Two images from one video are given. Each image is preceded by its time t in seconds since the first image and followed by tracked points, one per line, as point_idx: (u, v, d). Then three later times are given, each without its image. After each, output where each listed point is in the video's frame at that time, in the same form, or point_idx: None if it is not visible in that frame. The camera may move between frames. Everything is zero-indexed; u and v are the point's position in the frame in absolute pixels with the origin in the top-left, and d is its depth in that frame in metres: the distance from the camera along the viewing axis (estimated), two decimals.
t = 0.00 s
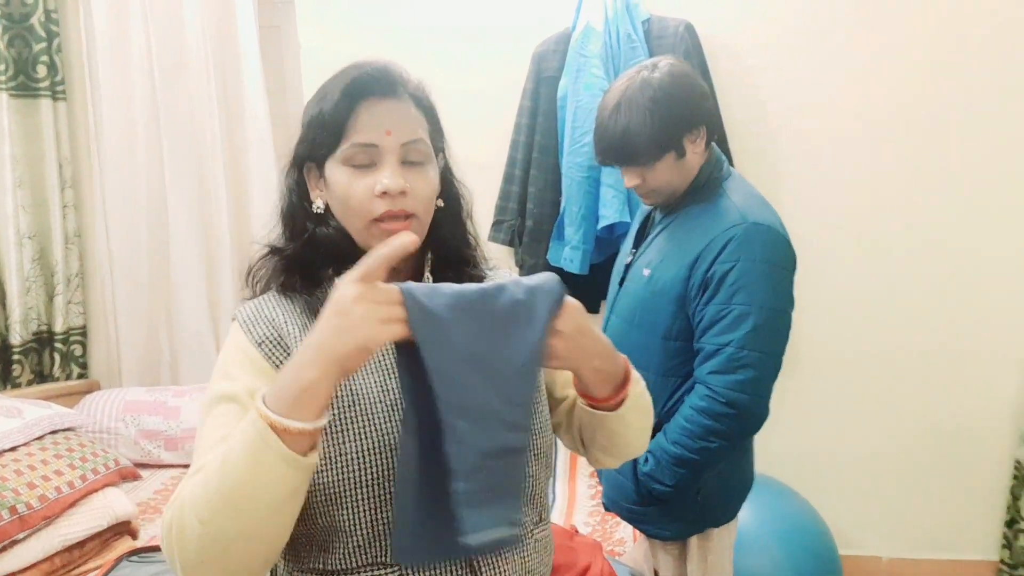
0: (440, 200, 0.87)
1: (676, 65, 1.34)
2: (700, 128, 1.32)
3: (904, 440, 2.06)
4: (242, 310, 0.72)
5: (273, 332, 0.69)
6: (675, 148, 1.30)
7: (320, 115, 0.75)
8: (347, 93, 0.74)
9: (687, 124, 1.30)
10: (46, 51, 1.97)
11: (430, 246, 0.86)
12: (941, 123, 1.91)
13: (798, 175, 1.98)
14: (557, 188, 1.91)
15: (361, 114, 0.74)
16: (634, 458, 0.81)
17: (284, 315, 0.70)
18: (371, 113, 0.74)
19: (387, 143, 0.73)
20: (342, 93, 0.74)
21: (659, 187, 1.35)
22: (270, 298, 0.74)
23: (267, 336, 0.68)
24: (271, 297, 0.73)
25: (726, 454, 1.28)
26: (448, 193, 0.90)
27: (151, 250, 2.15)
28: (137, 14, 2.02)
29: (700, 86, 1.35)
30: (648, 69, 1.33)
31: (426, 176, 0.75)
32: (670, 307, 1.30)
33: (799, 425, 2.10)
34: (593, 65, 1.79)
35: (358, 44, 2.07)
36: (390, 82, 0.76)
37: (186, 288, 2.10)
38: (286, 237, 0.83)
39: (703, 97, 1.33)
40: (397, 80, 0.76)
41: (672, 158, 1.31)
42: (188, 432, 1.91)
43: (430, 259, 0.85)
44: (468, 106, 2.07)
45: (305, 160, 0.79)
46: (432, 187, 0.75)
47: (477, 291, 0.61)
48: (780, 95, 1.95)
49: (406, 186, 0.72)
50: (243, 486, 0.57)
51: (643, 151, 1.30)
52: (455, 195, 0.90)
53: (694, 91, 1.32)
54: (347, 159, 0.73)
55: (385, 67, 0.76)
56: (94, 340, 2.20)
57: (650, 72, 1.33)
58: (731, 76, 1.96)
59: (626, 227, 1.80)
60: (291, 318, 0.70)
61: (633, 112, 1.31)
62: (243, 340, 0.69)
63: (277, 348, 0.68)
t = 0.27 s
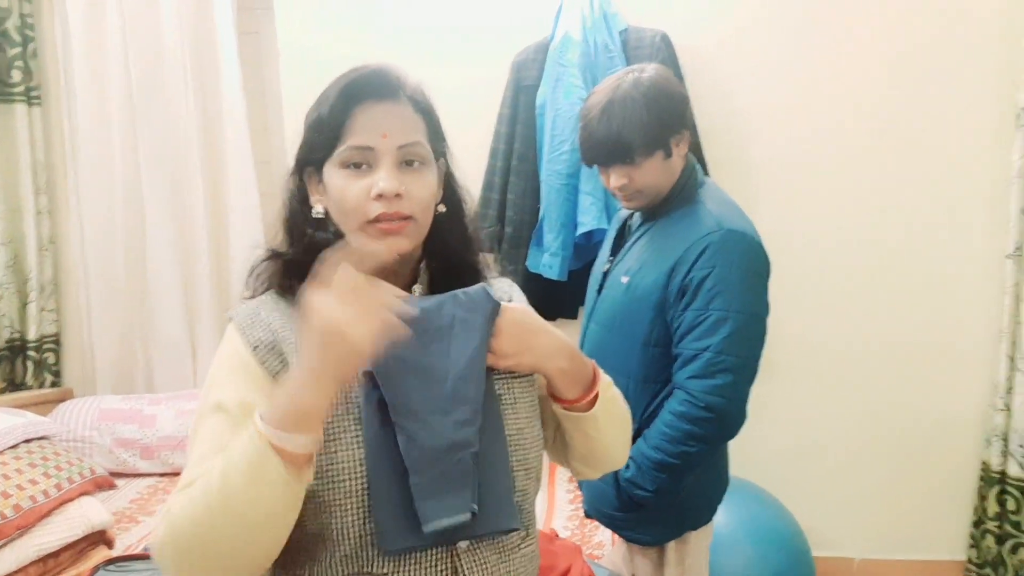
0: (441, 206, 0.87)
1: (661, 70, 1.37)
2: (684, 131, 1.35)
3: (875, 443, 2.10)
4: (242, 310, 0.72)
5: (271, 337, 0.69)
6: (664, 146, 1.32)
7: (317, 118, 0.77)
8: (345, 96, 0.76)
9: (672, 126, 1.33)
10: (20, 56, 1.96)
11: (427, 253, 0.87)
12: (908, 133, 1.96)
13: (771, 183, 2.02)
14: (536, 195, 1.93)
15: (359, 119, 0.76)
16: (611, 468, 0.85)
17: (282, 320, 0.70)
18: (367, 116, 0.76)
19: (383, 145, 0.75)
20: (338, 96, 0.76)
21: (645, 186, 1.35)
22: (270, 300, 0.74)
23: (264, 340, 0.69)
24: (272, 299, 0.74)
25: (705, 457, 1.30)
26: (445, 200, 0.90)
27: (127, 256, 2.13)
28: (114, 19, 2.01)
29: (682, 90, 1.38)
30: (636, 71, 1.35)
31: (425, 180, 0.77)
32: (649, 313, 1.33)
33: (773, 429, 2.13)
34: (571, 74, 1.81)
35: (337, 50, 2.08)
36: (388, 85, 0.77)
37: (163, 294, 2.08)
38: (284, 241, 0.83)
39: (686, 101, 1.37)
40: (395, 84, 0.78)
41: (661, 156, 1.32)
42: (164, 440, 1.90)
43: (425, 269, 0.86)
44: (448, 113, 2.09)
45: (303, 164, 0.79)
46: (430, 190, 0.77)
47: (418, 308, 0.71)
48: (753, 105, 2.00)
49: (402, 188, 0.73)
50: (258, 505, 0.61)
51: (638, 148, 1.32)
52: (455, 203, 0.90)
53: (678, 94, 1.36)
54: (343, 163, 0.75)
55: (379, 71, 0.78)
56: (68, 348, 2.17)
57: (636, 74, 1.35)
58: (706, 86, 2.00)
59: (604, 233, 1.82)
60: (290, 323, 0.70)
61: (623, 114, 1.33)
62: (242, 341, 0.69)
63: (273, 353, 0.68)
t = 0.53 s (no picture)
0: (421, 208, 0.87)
1: (655, 64, 1.37)
2: (674, 128, 1.36)
3: (862, 434, 2.12)
4: (210, 324, 0.68)
5: (244, 352, 0.65)
6: (653, 142, 1.32)
7: (298, 109, 0.75)
8: (329, 86, 0.75)
9: (665, 121, 1.33)
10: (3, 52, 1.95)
11: (405, 252, 0.86)
12: (893, 126, 1.98)
13: (758, 177, 2.04)
14: (525, 190, 1.93)
15: (343, 111, 0.75)
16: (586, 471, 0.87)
17: (255, 333, 0.67)
18: (351, 109, 0.75)
19: (370, 139, 0.75)
20: (323, 85, 0.75)
21: (633, 181, 1.36)
22: (240, 309, 0.70)
23: (237, 357, 0.65)
24: (242, 308, 0.70)
25: (691, 450, 1.31)
26: (432, 198, 0.90)
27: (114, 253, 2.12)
28: (99, 14, 2.00)
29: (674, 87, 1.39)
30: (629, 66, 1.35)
31: (407, 180, 0.77)
32: (636, 308, 1.33)
33: (761, 420, 2.15)
34: (558, 69, 1.81)
35: (324, 45, 2.07)
36: (374, 77, 0.77)
37: (151, 290, 2.07)
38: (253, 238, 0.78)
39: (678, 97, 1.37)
40: (380, 76, 0.77)
41: (651, 152, 1.33)
42: (153, 437, 1.90)
43: (406, 268, 0.85)
44: (436, 108, 2.08)
45: (280, 156, 0.77)
46: (413, 187, 0.78)
47: (419, 311, 0.64)
48: (739, 100, 2.01)
49: (387, 185, 0.74)
50: (262, 569, 0.58)
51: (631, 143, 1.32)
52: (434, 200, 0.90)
53: (670, 91, 1.36)
54: (326, 156, 0.74)
55: (365, 62, 0.76)
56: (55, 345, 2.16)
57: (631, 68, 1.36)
58: (693, 80, 2.01)
59: (593, 228, 1.83)
60: (263, 336, 0.67)
61: (616, 107, 1.33)
62: (210, 360, 0.65)
63: (247, 370, 0.64)
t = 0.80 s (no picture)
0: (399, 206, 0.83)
1: (643, 65, 1.36)
2: (660, 130, 1.35)
3: (855, 431, 2.13)
4: (178, 340, 0.64)
5: (224, 373, 0.62)
6: (631, 147, 1.33)
7: (254, 109, 0.71)
8: (285, 82, 0.70)
9: (648, 124, 1.33)
10: None
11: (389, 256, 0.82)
12: (887, 125, 1.98)
13: (753, 175, 2.04)
14: (520, 188, 1.93)
15: (305, 109, 0.70)
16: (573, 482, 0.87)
17: (233, 350, 0.64)
18: (314, 106, 0.70)
19: (336, 138, 0.70)
20: (276, 84, 0.70)
21: (619, 183, 1.38)
22: (211, 322, 0.67)
23: (215, 378, 0.62)
24: (213, 322, 0.66)
25: (679, 448, 1.31)
26: (418, 197, 0.87)
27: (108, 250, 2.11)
28: (92, 11, 1.99)
29: (662, 87, 1.38)
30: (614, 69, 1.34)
31: (382, 175, 0.73)
32: (626, 306, 1.34)
33: (755, 417, 2.16)
34: (554, 67, 1.82)
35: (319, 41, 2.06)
36: (336, 69, 0.72)
37: (146, 287, 2.07)
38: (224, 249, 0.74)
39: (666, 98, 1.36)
40: (344, 65, 0.72)
41: (629, 156, 1.34)
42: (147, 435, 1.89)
43: (391, 273, 0.81)
44: (431, 105, 2.08)
45: (240, 158, 0.73)
46: (389, 184, 0.74)
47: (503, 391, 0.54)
48: (733, 98, 2.01)
49: (361, 186, 0.69)
50: None
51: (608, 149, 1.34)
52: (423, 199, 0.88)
53: (655, 93, 1.35)
54: (290, 159, 0.70)
55: (327, 53, 0.72)
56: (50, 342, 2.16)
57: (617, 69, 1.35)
58: (688, 79, 2.01)
59: (588, 226, 1.83)
60: (242, 354, 0.64)
61: (596, 110, 1.34)
62: (183, 382, 0.61)
63: (229, 391, 0.62)
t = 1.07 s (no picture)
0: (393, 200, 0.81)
1: (622, 65, 1.36)
2: (638, 131, 1.35)
3: (853, 427, 2.14)
4: (169, 352, 0.63)
5: (219, 387, 0.62)
6: (605, 148, 1.36)
7: (233, 113, 0.67)
8: (266, 84, 0.67)
9: (622, 128, 1.34)
10: None
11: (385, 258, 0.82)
12: (883, 120, 1.99)
13: (750, 172, 2.04)
14: (517, 185, 1.93)
15: (292, 111, 0.67)
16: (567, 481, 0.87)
17: (228, 364, 0.63)
18: (300, 108, 0.68)
19: (327, 141, 0.68)
20: (257, 87, 0.67)
21: (599, 181, 1.42)
22: (202, 330, 0.66)
23: (209, 394, 0.61)
24: (204, 330, 0.65)
25: (667, 444, 1.32)
26: (412, 186, 0.85)
27: (105, 250, 2.11)
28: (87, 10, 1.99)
29: (646, 86, 1.37)
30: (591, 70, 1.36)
31: (376, 176, 0.72)
32: (615, 304, 1.35)
33: (752, 413, 2.17)
34: (551, 63, 1.82)
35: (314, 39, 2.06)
36: (317, 67, 0.69)
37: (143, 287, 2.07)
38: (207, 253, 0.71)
39: (650, 97, 1.35)
40: (323, 59, 0.69)
41: (603, 157, 1.37)
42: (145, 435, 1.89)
43: (388, 274, 0.81)
44: (427, 103, 2.08)
45: (220, 163, 0.69)
46: (383, 185, 0.73)
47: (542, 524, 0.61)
48: (729, 95, 2.01)
49: (357, 194, 0.69)
50: None
51: (582, 150, 1.38)
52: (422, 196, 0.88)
53: (638, 93, 1.34)
54: (282, 164, 0.68)
55: (307, 48, 0.69)
56: (47, 342, 2.16)
57: (595, 71, 1.36)
58: (684, 76, 2.02)
59: (585, 222, 1.83)
60: (238, 366, 0.64)
61: (569, 108, 1.37)
62: (176, 398, 0.61)
63: (224, 407, 0.62)
